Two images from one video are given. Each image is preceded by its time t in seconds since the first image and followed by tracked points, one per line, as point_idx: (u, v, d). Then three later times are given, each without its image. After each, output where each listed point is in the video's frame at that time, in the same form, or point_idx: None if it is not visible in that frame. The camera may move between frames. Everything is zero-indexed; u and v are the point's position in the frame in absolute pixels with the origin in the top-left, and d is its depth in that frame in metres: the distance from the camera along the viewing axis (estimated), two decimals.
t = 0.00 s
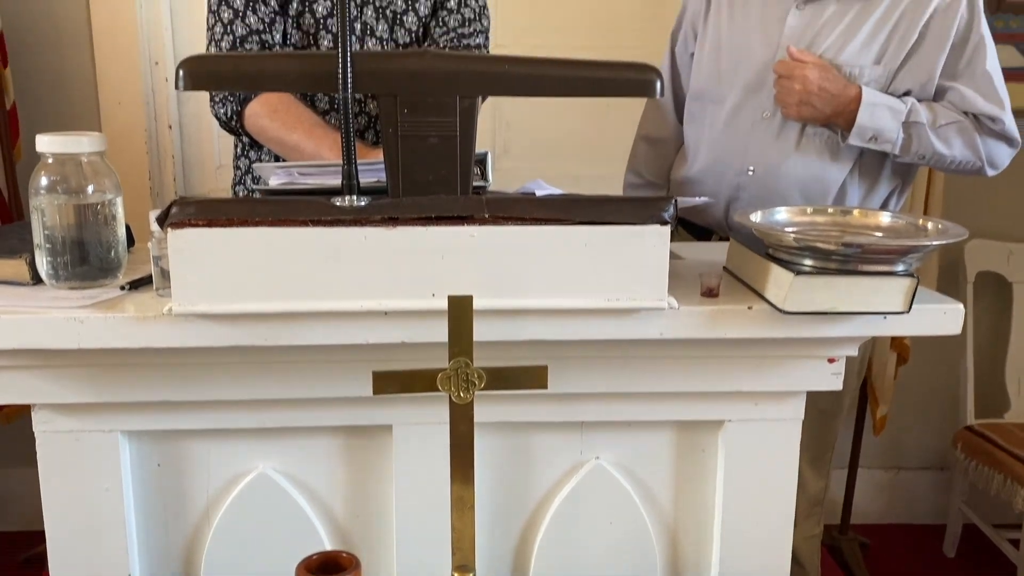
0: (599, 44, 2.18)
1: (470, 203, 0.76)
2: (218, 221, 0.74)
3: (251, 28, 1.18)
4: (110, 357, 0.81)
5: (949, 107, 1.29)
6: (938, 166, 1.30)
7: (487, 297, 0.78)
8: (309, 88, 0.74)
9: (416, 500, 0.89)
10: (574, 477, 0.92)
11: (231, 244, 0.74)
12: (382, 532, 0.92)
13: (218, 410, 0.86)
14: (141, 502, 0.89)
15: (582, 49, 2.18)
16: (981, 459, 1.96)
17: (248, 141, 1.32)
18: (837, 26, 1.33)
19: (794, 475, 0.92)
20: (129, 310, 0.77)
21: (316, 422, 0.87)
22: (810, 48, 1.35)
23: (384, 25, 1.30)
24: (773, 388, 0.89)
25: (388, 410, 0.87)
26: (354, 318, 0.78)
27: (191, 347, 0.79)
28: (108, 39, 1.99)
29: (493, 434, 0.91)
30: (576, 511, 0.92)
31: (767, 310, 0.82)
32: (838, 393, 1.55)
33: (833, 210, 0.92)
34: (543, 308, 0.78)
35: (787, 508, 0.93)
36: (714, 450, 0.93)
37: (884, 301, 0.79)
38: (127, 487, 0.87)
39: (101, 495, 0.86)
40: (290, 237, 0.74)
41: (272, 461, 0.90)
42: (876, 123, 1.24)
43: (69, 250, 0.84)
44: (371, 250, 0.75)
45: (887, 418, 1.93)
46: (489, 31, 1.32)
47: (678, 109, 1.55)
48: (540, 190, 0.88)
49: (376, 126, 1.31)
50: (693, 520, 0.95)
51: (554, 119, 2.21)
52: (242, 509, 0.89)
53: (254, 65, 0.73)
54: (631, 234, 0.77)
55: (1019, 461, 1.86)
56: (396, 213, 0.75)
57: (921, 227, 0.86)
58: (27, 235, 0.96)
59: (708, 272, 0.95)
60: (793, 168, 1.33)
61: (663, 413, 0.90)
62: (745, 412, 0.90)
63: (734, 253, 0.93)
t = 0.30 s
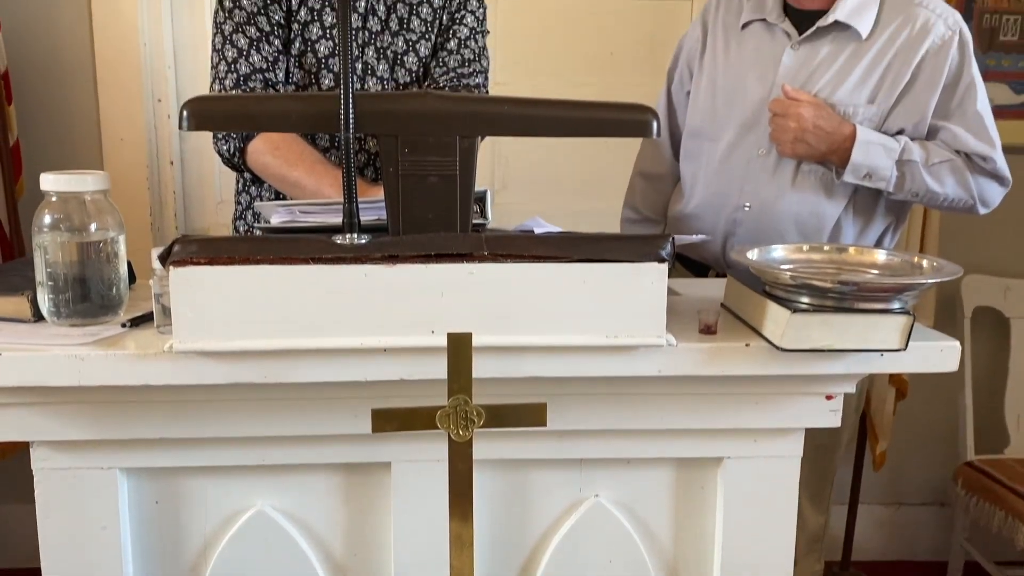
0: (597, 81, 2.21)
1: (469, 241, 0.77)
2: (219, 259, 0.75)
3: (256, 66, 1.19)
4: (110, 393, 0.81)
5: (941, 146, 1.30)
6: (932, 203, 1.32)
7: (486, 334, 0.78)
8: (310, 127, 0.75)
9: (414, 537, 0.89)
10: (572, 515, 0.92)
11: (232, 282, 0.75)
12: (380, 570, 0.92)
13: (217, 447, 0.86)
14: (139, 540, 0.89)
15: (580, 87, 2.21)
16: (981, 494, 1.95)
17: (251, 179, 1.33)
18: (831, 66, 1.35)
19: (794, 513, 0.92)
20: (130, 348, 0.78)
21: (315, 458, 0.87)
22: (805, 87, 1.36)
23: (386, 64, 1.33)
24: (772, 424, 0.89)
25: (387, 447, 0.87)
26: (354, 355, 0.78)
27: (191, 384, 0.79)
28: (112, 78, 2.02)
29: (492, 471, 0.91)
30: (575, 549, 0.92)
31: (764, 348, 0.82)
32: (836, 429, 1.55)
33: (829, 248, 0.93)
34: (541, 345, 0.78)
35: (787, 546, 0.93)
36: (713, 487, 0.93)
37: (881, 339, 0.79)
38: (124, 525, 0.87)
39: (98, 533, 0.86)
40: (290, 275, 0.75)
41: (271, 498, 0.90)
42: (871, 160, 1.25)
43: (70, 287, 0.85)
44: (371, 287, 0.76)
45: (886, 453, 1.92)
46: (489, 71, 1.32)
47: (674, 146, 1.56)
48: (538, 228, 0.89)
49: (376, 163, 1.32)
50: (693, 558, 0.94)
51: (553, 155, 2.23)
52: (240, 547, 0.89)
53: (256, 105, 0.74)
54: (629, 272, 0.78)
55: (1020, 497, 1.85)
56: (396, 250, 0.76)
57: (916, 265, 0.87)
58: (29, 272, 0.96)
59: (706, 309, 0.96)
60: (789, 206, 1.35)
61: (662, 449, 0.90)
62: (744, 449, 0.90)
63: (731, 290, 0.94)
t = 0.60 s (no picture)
0: (595, 117, 2.23)
1: (469, 276, 0.77)
2: (220, 295, 0.75)
3: (257, 103, 1.21)
4: (109, 429, 0.81)
5: (936, 182, 1.31)
6: (927, 239, 1.33)
7: (485, 369, 0.78)
8: (311, 165, 0.76)
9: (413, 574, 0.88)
10: (572, 551, 0.92)
11: (234, 318, 0.75)
12: None
13: (215, 482, 0.86)
14: None
15: (578, 122, 2.23)
16: (982, 529, 1.95)
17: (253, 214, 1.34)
18: (826, 103, 1.36)
19: (794, 549, 0.92)
20: (130, 383, 0.78)
21: (313, 494, 0.87)
22: (801, 124, 1.37)
23: (387, 101, 1.34)
24: (771, 460, 0.89)
25: (386, 483, 0.87)
26: (354, 390, 0.78)
27: (190, 420, 0.79)
28: (114, 114, 2.03)
29: (491, 507, 0.90)
30: None
31: (763, 383, 0.83)
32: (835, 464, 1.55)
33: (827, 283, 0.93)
34: (540, 380, 0.79)
35: None
36: (713, 523, 0.92)
37: (879, 374, 0.80)
38: (121, 562, 0.86)
39: (94, 570, 0.86)
40: (291, 310, 0.75)
41: (269, 535, 0.89)
42: (866, 195, 1.26)
43: (71, 322, 0.85)
44: (371, 322, 0.76)
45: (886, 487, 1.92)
46: (487, 107, 1.34)
47: (672, 180, 1.57)
48: (537, 263, 0.90)
49: (377, 198, 1.33)
50: None
51: (552, 189, 2.24)
52: None
53: (259, 143, 0.75)
54: (628, 307, 0.78)
55: (1021, 531, 1.84)
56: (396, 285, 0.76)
57: (913, 300, 0.88)
58: (30, 307, 0.97)
59: (704, 344, 0.96)
60: (785, 240, 1.36)
61: (662, 485, 0.90)
62: (743, 484, 0.90)
63: (729, 325, 0.95)
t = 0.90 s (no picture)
0: (592, 150, 2.25)
1: (468, 311, 0.77)
2: (220, 330, 0.75)
3: (258, 139, 1.22)
4: (106, 466, 0.81)
5: (931, 217, 1.32)
6: (924, 273, 1.33)
7: (484, 404, 0.78)
8: (311, 201, 0.76)
9: None
10: None
11: (233, 354, 0.75)
12: None
13: (212, 519, 0.85)
14: None
15: (576, 155, 2.24)
16: (983, 563, 1.93)
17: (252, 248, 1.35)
18: (822, 138, 1.38)
19: None
20: (128, 419, 0.78)
21: (311, 530, 0.86)
22: (797, 159, 1.39)
23: (387, 136, 1.35)
24: (771, 495, 0.88)
25: (384, 519, 0.86)
26: (353, 426, 0.78)
27: (187, 456, 0.79)
28: (114, 148, 2.05)
29: (490, 543, 0.90)
30: None
31: (762, 418, 0.82)
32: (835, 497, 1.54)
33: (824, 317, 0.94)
34: (538, 416, 0.78)
35: None
36: (713, 559, 0.92)
37: (878, 409, 0.80)
38: None
39: None
40: (290, 346, 0.75)
41: (266, 572, 0.88)
42: (862, 230, 1.27)
43: (70, 357, 0.85)
44: (369, 357, 0.76)
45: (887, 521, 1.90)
46: (486, 142, 1.36)
47: (670, 213, 1.58)
48: (536, 297, 0.90)
49: (376, 232, 1.33)
50: None
51: (550, 222, 2.25)
52: None
53: (259, 180, 0.76)
54: (626, 341, 0.78)
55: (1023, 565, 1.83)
56: (394, 321, 0.76)
57: (911, 335, 0.88)
58: (28, 343, 0.97)
59: (703, 379, 0.96)
60: (783, 275, 1.37)
61: (661, 520, 0.89)
62: (743, 519, 0.90)
63: (728, 360, 0.95)
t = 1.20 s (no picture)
0: (589, 181, 2.26)
1: (466, 346, 0.77)
2: (217, 366, 0.75)
3: (256, 173, 1.22)
4: (100, 503, 0.80)
5: (928, 249, 1.33)
6: (921, 305, 1.33)
7: (482, 440, 0.78)
8: (311, 237, 0.76)
9: None
10: None
11: (231, 390, 0.75)
12: None
13: (207, 556, 0.85)
14: None
15: (573, 186, 2.25)
16: None
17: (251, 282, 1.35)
18: (817, 172, 1.39)
19: None
20: (124, 456, 0.78)
21: (307, 567, 0.86)
22: (793, 193, 1.40)
23: (385, 169, 1.35)
24: (770, 530, 0.88)
25: (381, 556, 0.86)
26: (350, 462, 0.78)
27: (183, 493, 0.79)
28: (113, 181, 2.06)
29: None
30: None
31: (761, 453, 0.82)
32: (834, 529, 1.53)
33: (822, 350, 0.94)
34: (536, 451, 0.78)
35: None
36: None
37: (876, 444, 0.80)
38: None
39: None
40: (288, 381, 0.75)
41: None
42: (859, 262, 1.28)
43: (67, 394, 0.85)
44: (367, 393, 0.76)
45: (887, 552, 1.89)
46: (484, 175, 1.38)
47: (669, 246, 1.58)
48: (535, 331, 0.90)
49: (374, 265, 1.33)
50: None
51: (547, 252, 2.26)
52: None
53: (257, 216, 0.76)
54: (625, 376, 0.78)
55: None
56: (392, 356, 0.76)
57: (908, 368, 0.89)
58: (25, 378, 0.96)
59: (702, 413, 0.96)
60: (781, 308, 1.37)
61: (660, 556, 0.89)
62: (742, 554, 0.89)
63: (726, 393, 0.95)
